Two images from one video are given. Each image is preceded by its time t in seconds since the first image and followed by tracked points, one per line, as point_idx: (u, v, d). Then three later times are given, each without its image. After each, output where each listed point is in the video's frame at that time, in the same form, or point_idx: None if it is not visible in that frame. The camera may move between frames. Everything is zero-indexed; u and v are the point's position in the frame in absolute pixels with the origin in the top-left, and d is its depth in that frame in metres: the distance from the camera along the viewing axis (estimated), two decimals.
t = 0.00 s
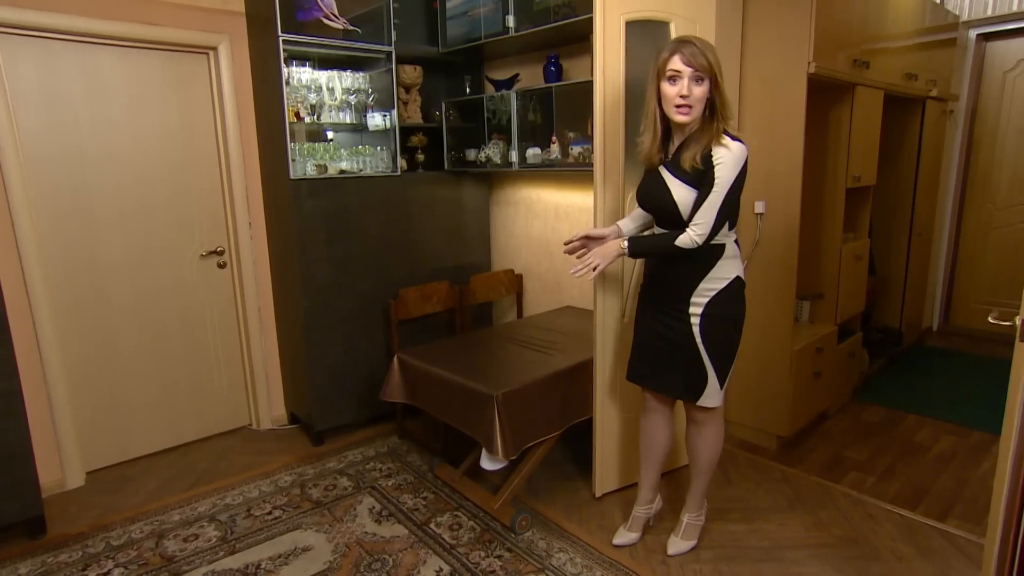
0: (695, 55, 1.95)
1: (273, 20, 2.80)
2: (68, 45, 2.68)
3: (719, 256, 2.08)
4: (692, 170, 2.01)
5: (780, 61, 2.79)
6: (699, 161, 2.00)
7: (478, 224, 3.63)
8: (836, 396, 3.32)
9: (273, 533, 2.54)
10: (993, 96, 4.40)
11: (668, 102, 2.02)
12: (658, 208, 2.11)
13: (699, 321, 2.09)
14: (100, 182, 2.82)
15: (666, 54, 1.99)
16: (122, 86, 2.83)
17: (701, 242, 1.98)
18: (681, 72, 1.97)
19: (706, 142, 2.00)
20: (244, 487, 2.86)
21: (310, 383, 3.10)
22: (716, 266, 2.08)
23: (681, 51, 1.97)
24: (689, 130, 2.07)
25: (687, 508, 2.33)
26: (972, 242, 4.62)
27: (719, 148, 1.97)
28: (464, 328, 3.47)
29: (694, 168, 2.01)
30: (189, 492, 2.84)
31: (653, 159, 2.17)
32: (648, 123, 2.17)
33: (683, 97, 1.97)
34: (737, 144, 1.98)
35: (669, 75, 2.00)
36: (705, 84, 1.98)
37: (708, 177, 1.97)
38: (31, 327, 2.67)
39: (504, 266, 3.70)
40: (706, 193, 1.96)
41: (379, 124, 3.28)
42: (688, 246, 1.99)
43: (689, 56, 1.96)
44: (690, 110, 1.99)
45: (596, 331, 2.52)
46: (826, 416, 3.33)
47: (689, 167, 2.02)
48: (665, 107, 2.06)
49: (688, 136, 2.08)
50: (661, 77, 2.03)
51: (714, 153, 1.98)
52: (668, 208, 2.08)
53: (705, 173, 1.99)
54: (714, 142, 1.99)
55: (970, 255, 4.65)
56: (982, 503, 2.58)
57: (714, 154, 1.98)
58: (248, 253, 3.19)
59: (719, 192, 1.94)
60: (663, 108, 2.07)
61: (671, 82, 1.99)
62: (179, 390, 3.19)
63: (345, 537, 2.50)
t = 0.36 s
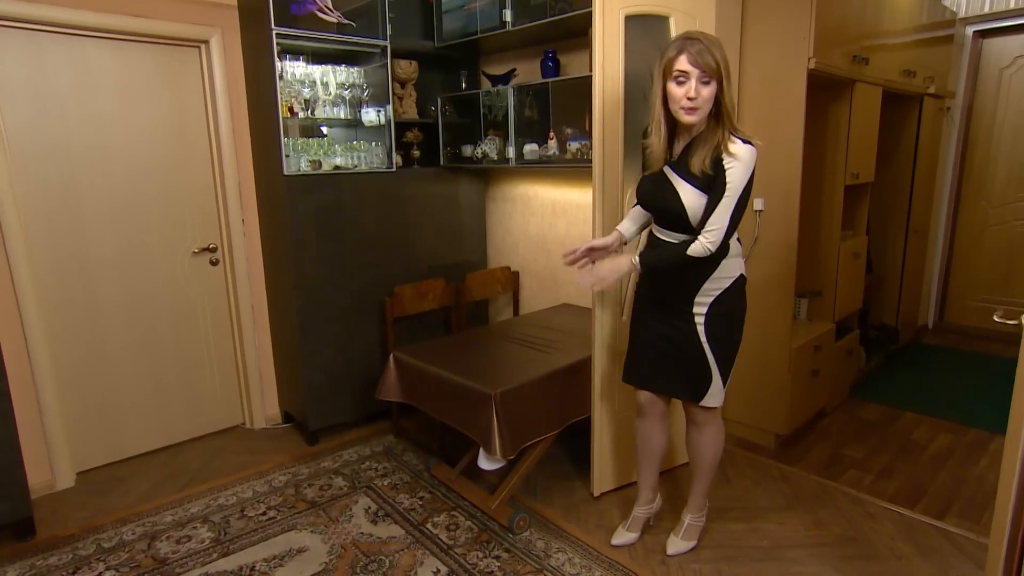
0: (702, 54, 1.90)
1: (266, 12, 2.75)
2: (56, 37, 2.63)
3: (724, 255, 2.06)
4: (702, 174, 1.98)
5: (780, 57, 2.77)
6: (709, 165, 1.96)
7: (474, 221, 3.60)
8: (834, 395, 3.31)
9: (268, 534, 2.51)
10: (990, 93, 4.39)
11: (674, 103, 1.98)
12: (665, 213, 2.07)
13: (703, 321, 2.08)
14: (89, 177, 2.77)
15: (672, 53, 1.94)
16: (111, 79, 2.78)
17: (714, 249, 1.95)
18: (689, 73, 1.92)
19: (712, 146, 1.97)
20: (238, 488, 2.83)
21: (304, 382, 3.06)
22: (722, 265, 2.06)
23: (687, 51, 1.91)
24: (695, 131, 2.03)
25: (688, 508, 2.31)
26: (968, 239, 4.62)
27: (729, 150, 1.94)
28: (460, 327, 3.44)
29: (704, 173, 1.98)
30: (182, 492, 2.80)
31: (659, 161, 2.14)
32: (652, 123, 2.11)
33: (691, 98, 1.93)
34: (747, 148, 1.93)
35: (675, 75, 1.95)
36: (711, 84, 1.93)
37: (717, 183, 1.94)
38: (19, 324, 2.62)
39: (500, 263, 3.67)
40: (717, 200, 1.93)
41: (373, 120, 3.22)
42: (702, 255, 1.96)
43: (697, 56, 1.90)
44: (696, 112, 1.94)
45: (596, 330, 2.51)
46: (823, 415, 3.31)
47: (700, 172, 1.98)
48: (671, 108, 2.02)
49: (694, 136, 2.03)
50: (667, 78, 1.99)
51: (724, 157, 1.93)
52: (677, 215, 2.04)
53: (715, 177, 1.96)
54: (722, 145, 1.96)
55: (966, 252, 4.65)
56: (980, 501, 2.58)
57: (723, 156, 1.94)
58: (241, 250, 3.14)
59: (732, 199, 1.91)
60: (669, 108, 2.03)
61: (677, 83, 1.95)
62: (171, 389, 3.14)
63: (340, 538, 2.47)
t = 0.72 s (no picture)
0: (711, 33, 1.83)
1: (268, 7, 2.72)
2: (55, 31, 2.60)
3: (713, 258, 1.99)
4: (713, 156, 1.90)
5: (786, 57, 2.75)
6: (718, 144, 1.89)
7: (476, 219, 3.58)
8: (836, 396, 3.30)
9: (266, 534, 2.49)
10: (993, 94, 4.38)
11: (682, 82, 1.87)
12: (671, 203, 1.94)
13: (692, 327, 2.01)
14: (87, 173, 2.74)
15: (680, 30, 1.86)
16: (111, 74, 2.75)
17: (745, 216, 1.82)
18: (698, 51, 1.83)
19: (720, 128, 1.91)
20: (236, 487, 2.80)
21: (304, 381, 3.04)
22: (710, 269, 1.99)
23: (696, 27, 1.83)
24: (699, 114, 1.94)
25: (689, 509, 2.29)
26: (969, 241, 4.62)
27: (737, 129, 1.90)
28: (461, 326, 3.42)
29: (715, 155, 1.90)
30: (180, 491, 2.78)
31: (659, 151, 1.96)
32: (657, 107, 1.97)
33: (700, 77, 1.84)
34: (751, 125, 1.92)
35: (683, 54, 1.86)
36: (719, 64, 1.87)
37: (731, 151, 1.88)
38: (17, 321, 2.60)
39: (501, 262, 3.65)
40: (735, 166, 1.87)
41: (374, 117, 3.21)
42: (735, 216, 1.80)
43: (706, 33, 1.83)
44: (707, 91, 1.85)
45: (598, 331, 2.48)
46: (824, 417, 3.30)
47: (711, 153, 1.90)
48: (677, 90, 1.90)
49: (698, 120, 1.94)
50: (672, 57, 1.88)
51: (734, 133, 1.90)
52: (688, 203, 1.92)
53: (727, 158, 1.89)
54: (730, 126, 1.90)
55: (967, 253, 4.64)
56: (983, 504, 2.57)
57: (732, 136, 1.89)
58: (241, 247, 3.12)
59: (752, 159, 1.86)
60: (670, 92, 1.92)
61: (686, 61, 1.85)
62: (169, 387, 3.12)
63: (340, 538, 2.45)
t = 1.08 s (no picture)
0: (648, 42, 1.74)
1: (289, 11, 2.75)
2: (81, 34, 2.65)
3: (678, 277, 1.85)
4: (675, 171, 1.76)
5: (807, 61, 2.72)
6: (681, 158, 1.76)
7: (492, 222, 3.58)
8: (855, 404, 3.26)
9: (281, 532, 2.51)
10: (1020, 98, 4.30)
11: (623, 94, 1.77)
12: (625, 223, 1.80)
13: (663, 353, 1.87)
14: (111, 174, 2.79)
15: (616, 42, 1.78)
16: (135, 77, 2.79)
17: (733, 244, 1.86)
18: (635, 60, 1.75)
19: (670, 140, 1.78)
20: (252, 485, 2.83)
21: (320, 381, 3.06)
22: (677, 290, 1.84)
23: (631, 37, 1.76)
24: (647, 126, 1.82)
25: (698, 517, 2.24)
26: (994, 247, 4.53)
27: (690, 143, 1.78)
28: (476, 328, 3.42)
29: (673, 169, 1.76)
30: (197, 488, 2.81)
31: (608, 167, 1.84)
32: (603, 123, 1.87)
33: (639, 86, 1.75)
34: (707, 141, 1.82)
35: (621, 65, 1.77)
36: (659, 73, 1.76)
37: (704, 171, 1.77)
38: (41, 318, 2.65)
39: (517, 264, 3.65)
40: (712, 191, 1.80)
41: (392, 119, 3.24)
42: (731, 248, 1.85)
43: (642, 42, 1.74)
44: (647, 101, 1.76)
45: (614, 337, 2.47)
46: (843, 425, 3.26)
47: (667, 167, 1.76)
48: (619, 102, 1.80)
49: (647, 133, 1.82)
50: (612, 70, 1.80)
51: (693, 150, 1.78)
52: (648, 224, 1.77)
53: (689, 174, 1.77)
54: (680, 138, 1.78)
55: (992, 260, 4.56)
56: (1007, 518, 2.52)
57: (685, 148, 1.77)
58: (259, 248, 3.15)
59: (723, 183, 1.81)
60: (614, 106, 1.83)
61: (624, 71, 1.76)
62: (188, 385, 3.16)
63: (353, 538, 2.47)
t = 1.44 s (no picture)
0: (602, 33, 1.70)
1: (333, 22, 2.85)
2: (140, 47, 2.80)
3: (620, 278, 1.73)
4: (613, 160, 1.69)
5: (852, 67, 2.65)
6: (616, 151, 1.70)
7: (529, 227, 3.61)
8: (901, 420, 3.15)
9: (316, 527, 2.59)
10: None
11: (571, 82, 1.74)
12: (562, 215, 1.73)
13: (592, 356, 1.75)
14: (165, 179, 2.94)
15: (572, 32, 1.75)
16: (190, 86, 2.94)
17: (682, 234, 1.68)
18: (586, 49, 1.71)
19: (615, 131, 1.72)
20: (290, 480, 2.93)
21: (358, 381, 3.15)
22: (615, 290, 1.73)
23: (586, 27, 1.72)
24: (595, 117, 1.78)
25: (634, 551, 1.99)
26: None
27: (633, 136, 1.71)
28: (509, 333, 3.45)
29: (613, 157, 1.69)
30: (239, 481, 2.93)
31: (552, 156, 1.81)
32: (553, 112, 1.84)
33: (588, 75, 1.71)
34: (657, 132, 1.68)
35: (572, 53, 1.73)
36: (611, 65, 1.72)
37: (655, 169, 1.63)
38: (100, 315, 2.81)
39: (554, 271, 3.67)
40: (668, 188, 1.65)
41: (432, 126, 3.30)
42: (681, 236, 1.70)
43: (596, 32, 1.71)
44: (595, 91, 1.71)
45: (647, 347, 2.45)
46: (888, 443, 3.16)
47: (606, 155, 1.69)
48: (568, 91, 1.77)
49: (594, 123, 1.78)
50: (563, 59, 1.77)
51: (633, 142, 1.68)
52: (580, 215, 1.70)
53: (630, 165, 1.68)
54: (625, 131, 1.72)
55: None
56: None
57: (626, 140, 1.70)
58: (302, 251, 3.26)
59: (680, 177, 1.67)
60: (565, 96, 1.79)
61: (574, 60, 1.73)
62: (233, 381, 3.29)
63: (384, 536, 2.52)
